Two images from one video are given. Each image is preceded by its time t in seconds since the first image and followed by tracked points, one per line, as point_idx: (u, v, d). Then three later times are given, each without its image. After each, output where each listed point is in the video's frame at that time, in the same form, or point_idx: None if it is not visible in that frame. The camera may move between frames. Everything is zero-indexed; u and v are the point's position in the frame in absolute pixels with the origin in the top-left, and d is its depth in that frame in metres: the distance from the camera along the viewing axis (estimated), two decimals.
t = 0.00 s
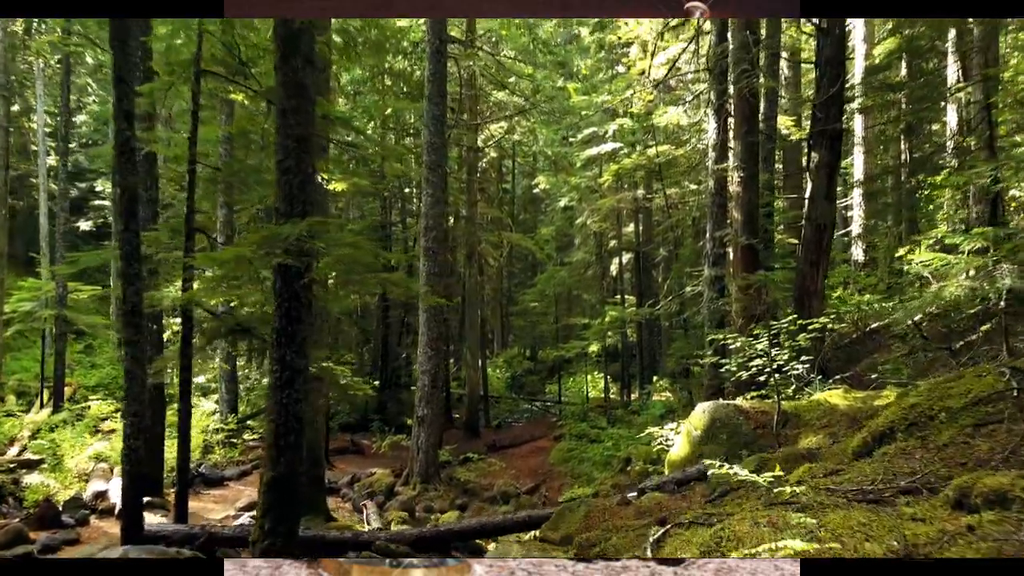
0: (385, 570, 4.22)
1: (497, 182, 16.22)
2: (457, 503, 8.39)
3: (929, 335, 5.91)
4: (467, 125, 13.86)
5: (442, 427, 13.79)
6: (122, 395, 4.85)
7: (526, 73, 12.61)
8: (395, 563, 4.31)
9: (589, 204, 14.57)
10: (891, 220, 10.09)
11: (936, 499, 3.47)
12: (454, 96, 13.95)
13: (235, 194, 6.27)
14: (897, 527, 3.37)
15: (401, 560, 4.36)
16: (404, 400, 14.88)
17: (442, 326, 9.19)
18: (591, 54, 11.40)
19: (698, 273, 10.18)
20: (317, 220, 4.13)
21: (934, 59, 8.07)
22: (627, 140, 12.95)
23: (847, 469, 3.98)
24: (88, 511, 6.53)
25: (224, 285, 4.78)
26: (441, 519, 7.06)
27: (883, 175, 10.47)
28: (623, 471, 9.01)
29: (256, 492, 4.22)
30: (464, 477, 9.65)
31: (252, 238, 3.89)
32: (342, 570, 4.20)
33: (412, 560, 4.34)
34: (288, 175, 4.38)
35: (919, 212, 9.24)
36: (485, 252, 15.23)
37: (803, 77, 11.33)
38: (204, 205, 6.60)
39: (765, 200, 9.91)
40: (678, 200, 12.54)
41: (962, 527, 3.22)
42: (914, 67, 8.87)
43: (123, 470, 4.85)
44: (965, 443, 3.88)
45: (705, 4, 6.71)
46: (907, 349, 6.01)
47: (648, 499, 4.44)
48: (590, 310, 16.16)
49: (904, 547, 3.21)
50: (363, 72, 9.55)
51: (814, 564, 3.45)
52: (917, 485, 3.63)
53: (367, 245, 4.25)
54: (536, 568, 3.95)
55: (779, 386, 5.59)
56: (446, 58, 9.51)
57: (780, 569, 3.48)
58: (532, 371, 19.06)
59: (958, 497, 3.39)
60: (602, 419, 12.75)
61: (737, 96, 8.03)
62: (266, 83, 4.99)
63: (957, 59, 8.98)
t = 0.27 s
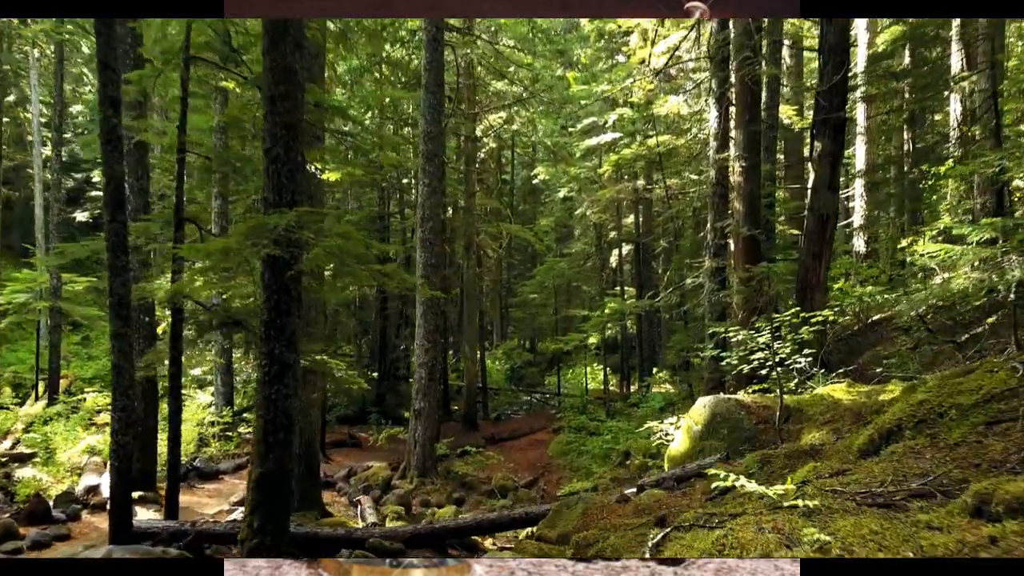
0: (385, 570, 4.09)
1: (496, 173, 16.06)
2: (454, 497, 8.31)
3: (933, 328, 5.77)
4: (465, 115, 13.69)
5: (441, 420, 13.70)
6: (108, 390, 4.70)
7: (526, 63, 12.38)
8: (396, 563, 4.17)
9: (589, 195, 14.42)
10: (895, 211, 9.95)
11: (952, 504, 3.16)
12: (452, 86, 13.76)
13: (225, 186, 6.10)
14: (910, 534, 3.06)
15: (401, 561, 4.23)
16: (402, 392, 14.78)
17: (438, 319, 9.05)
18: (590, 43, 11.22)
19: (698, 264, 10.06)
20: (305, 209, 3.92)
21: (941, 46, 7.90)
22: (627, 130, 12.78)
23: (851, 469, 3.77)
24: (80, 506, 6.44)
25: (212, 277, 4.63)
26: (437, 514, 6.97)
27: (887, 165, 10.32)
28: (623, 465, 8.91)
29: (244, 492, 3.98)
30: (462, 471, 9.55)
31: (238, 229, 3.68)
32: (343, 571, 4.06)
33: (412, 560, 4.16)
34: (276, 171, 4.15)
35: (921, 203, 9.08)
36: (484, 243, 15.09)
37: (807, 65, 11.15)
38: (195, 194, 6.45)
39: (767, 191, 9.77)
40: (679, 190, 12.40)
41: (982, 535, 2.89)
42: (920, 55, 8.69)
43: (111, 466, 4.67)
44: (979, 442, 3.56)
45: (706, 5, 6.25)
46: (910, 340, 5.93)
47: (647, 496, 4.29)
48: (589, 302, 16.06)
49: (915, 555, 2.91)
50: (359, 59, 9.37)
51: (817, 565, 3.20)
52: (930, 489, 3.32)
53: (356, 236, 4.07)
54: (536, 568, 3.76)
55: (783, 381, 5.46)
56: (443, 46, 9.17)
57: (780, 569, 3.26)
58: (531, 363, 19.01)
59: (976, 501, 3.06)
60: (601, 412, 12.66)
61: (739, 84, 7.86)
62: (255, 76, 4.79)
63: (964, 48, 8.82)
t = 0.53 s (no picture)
0: (386, 570, 3.99)
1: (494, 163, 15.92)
2: (451, 491, 8.24)
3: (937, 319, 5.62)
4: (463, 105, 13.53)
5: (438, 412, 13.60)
6: (95, 384, 4.56)
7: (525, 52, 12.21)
8: (396, 562, 4.06)
9: (589, 187, 14.29)
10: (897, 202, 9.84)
11: (972, 514, 3.05)
12: (450, 75, 13.58)
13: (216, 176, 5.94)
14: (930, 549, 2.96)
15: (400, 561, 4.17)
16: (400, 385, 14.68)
17: (435, 312, 8.94)
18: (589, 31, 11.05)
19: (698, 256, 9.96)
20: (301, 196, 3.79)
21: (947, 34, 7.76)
22: (627, 120, 12.63)
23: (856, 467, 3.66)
24: (71, 501, 6.37)
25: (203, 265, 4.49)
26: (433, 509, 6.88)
27: (889, 155, 10.20)
28: (622, 459, 8.83)
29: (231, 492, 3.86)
30: (459, 464, 9.48)
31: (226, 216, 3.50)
32: (342, 570, 3.98)
33: (413, 559, 4.06)
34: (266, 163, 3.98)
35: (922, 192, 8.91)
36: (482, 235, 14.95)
37: (809, 54, 10.99)
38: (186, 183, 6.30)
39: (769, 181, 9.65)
40: (679, 181, 12.26)
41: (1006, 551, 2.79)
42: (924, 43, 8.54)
43: (98, 463, 4.55)
44: (992, 442, 3.44)
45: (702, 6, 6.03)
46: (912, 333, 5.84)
47: (644, 493, 4.21)
48: (588, 294, 15.97)
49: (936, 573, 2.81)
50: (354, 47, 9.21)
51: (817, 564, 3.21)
52: (946, 495, 3.22)
53: (348, 228, 3.95)
54: (536, 568, 3.72)
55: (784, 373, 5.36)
56: (440, 34, 8.97)
57: (780, 569, 3.28)
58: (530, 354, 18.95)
59: (999, 513, 2.95)
60: (600, 404, 12.58)
61: (741, 72, 7.71)
62: (246, 66, 4.65)
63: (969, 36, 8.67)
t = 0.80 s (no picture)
0: (385, 570, 3.78)
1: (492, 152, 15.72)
2: (448, 485, 8.13)
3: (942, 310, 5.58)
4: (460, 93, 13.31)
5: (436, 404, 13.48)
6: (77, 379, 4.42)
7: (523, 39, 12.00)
8: (397, 563, 3.87)
9: (588, 176, 14.10)
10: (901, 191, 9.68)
11: (997, 525, 2.78)
12: (447, 62, 13.35)
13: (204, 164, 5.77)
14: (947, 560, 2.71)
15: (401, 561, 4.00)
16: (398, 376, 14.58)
17: (431, 303, 8.80)
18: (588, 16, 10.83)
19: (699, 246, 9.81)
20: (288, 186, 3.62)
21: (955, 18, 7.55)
22: (627, 108, 12.43)
23: (866, 467, 3.46)
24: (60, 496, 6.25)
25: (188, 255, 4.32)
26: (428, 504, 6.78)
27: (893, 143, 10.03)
28: (621, 452, 8.73)
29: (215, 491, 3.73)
30: (457, 457, 9.37)
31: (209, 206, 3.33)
32: (343, 570, 3.80)
33: (414, 559, 3.89)
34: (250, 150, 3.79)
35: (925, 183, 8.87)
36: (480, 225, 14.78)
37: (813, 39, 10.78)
38: (174, 172, 6.13)
39: (771, 170, 9.49)
40: (679, 169, 12.08)
41: None
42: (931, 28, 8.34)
43: (81, 458, 4.43)
44: (1013, 445, 3.20)
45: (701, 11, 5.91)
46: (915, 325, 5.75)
47: (643, 490, 4.08)
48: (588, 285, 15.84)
49: None
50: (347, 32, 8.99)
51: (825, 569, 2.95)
52: (966, 504, 2.95)
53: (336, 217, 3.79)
54: (536, 568, 3.57)
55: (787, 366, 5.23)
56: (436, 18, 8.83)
57: (780, 569, 3.06)
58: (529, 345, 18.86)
59: None
60: (599, 395, 12.48)
61: (743, 58, 7.54)
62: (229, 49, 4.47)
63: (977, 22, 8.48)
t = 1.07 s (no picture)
0: (385, 571, 3.68)
1: (492, 143, 15.58)
2: (446, 479, 8.05)
3: (946, 302, 5.49)
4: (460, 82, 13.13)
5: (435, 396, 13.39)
6: (63, 374, 4.32)
7: (522, 27, 11.80)
8: (398, 563, 3.76)
9: (588, 166, 13.95)
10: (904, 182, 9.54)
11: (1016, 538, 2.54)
12: (445, 50, 13.15)
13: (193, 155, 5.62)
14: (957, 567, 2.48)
15: (401, 561, 3.89)
16: (396, 368, 14.50)
17: (428, 295, 8.67)
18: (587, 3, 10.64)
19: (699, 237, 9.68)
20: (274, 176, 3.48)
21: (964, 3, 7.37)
22: (627, 97, 12.25)
23: (873, 467, 3.32)
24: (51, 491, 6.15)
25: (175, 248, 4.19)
26: (425, 500, 6.70)
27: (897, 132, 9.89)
28: (621, 446, 8.65)
29: (202, 490, 3.62)
30: (454, 450, 9.27)
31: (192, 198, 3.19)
32: (343, 570, 3.70)
33: (413, 559, 3.79)
34: (235, 138, 3.64)
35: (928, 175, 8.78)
36: (479, 216, 14.65)
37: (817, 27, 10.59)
38: (164, 163, 6.00)
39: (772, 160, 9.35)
40: (680, 159, 11.93)
41: None
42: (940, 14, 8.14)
43: (66, 456, 4.33)
44: None
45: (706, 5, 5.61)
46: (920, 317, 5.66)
47: (642, 490, 3.98)
48: (587, 276, 15.72)
49: None
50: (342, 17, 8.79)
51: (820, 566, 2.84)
52: (981, 513, 2.72)
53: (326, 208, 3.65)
54: (536, 568, 3.45)
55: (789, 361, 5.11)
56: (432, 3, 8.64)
57: (780, 569, 2.91)
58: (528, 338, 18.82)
59: None
60: (598, 388, 12.39)
61: (746, 44, 7.37)
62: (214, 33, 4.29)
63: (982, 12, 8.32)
